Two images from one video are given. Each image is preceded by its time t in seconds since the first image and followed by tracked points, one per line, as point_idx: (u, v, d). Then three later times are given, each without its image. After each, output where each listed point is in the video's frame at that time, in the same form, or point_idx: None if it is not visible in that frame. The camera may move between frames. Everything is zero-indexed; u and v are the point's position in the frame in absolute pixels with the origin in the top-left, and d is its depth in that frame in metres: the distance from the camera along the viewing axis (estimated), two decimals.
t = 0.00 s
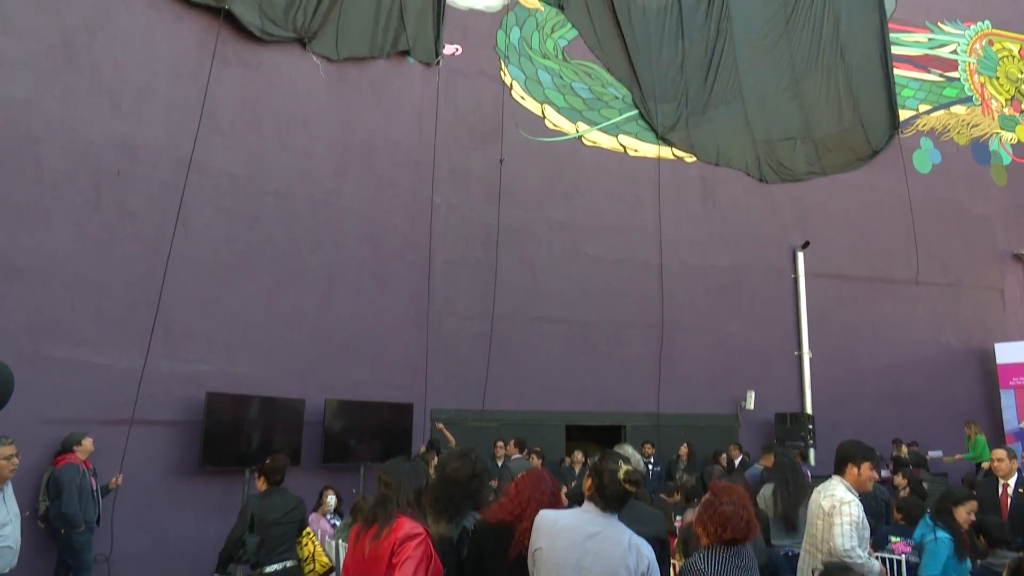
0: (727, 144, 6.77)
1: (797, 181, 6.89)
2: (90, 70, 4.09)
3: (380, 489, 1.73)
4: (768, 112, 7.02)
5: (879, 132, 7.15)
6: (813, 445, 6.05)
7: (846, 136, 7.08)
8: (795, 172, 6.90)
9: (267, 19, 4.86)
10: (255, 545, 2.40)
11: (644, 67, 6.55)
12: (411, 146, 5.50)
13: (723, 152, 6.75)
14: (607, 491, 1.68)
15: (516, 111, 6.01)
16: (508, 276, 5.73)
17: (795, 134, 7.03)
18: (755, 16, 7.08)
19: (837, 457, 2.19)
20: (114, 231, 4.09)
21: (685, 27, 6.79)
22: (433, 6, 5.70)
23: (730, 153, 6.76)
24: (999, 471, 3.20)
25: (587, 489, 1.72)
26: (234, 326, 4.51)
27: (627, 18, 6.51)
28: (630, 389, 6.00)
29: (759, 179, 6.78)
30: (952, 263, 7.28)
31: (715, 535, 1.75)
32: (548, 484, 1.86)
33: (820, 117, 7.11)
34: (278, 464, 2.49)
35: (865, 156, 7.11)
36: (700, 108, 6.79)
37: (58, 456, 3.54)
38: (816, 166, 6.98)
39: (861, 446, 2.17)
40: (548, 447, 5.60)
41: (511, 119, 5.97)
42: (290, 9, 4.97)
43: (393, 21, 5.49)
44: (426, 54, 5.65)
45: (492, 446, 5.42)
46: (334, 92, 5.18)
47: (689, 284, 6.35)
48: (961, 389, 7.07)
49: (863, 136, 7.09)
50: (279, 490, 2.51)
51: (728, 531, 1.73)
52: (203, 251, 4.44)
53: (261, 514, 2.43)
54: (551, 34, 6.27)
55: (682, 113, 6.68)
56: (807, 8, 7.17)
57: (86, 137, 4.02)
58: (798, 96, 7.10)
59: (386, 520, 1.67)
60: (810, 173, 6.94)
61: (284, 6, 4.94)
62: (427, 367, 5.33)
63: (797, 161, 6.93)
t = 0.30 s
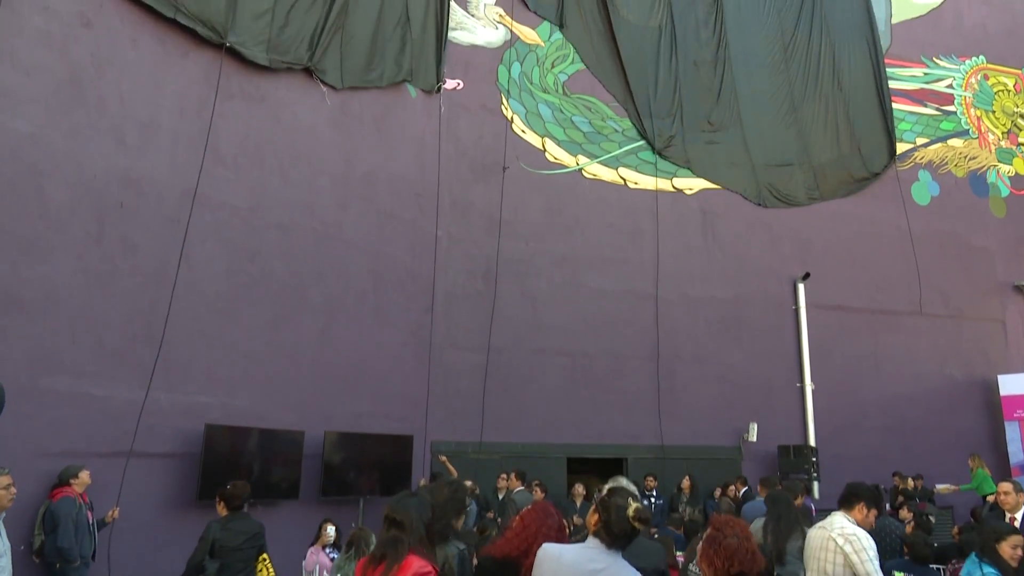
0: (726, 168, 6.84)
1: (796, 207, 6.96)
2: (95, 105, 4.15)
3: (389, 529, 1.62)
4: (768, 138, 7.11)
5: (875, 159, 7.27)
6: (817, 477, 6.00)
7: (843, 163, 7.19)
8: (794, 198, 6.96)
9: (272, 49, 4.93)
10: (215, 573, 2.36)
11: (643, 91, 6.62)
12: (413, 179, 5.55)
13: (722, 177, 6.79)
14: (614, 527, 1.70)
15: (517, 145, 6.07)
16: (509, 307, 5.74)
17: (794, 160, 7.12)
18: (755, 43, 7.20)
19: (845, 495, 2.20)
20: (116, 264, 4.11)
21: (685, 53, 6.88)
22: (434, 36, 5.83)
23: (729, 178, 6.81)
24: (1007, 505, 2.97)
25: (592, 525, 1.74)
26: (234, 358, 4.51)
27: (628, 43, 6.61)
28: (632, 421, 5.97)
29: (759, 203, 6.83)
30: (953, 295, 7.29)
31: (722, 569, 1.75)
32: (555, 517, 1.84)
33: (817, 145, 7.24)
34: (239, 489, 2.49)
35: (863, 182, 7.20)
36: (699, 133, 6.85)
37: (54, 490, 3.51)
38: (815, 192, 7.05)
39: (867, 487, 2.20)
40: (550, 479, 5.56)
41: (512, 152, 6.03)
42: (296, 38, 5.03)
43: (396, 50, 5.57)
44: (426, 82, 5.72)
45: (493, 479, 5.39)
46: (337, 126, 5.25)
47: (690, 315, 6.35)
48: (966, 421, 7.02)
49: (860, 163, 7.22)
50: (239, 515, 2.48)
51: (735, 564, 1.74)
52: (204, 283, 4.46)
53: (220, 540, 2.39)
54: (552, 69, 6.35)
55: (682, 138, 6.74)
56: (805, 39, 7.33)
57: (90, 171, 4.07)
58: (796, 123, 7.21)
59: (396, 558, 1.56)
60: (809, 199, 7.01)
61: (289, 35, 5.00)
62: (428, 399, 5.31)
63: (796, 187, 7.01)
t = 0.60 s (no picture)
0: (726, 174, 6.94)
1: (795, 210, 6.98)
2: (100, 128, 4.19)
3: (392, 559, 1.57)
4: (766, 144, 7.20)
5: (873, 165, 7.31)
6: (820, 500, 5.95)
7: (841, 167, 7.22)
8: (793, 201, 6.99)
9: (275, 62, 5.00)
10: None
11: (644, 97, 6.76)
12: (414, 201, 5.57)
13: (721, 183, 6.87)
14: (616, 553, 1.77)
15: (519, 166, 6.09)
16: (510, 328, 5.73)
17: (792, 162, 7.18)
18: (752, 48, 7.30)
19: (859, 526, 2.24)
20: (118, 285, 4.13)
21: (683, 58, 7.02)
22: (440, 46, 5.89)
23: (730, 182, 6.92)
24: (1014, 529, 2.83)
25: (596, 552, 1.81)
26: (235, 380, 4.50)
27: (628, 47, 6.74)
28: (634, 442, 5.94)
29: (759, 207, 6.90)
30: (955, 315, 7.28)
31: None
32: (548, 536, 1.84)
33: (815, 147, 7.28)
34: (206, 527, 2.58)
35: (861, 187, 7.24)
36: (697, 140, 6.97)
37: (52, 513, 3.50)
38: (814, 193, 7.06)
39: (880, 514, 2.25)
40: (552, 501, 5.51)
41: (514, 173, 6.05)
42: (300, 50, 5.10)
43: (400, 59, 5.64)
44: (430, 94, 5.78)
45: (495, 501, 5.37)
46: (339, 148, 5.29)
47: (691, 336, 6.34)
48: (970, 443, 6.97)
49: (857, 167, 7.26)
50: (209, 545, 2.59)
51: None
52: (206, 304, 4.47)
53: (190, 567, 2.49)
54: (553, 91, 6.40)
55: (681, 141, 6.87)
56: (802, 43, 7.39)
57: (94, 193, 4.09)
58: (794, 126, 7.27)
59: None
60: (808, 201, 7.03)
61: (293, 48, 5.07)
62: (428, 420, 5.29)
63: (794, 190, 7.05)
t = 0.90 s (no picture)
0: (725, 178, 6.98)
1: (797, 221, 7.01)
2: (105, 152, 4.27)
3: None
4: (767, 148, 7.21)
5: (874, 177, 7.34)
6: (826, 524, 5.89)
7: (842, 173, 7.23)
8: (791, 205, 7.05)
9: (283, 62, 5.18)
10: None
11: (643, 100, 6.82)
12: (417, 223, 5.59)
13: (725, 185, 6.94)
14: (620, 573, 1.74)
15: (522, 189, 6.11)
16: (513, 350, 5.72)
17: (791, 168, 7.19)
18: (753, 54, 7.32)
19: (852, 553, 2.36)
20: (121, 307, 4.16)
21: (683, 63, 7.07)
22: (448, 44, 6.03)
23: (730, 186, 6.96)
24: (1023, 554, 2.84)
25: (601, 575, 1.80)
26: (237, 402, 4.50)
27: (627, 48, 6.82)
28: (637, 466, 5.90)
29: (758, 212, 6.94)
30: (959, 337, 7.25)
31: None
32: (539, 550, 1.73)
33: (814, 152, 7.27)
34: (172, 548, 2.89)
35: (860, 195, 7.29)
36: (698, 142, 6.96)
37: (51, 537, 3.49)
38: (818, 208, 7.11)
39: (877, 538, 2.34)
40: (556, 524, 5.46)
41: (516, 196, 6.07)
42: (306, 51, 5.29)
43: (405, 62, 5.82)
44: (433, 94, 5.91)
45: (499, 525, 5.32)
46: (343, 171, 5.33)
47: (694, 358, 6.32)
48: (976, 466, 6.91)
49: (855, 172, 7.26)
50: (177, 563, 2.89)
51: None
52: (209, 326, 4.48)
53: None
54: (555, 115, 6.43)
55: (681, 143, 6.88)
56: (801, 48, 7.41)
57: (98, 216, 4.16)
58: (793, 131, 7.28)
59: None
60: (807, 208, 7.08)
61: (299, 50, 5.27)
62: (430, 443, 5.27)
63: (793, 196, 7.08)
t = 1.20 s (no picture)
0: (725, 180, 7.04)
1: (796, 240, 7.02)
2: (109, 173, 4.30)
3: None
4: (765, 151, 7.28)
5: (871, 197, 7.41)
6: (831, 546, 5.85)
7: (841, 179, 7.28)
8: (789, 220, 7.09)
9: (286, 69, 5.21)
10: None
11: (643, 101, 6.88)
12: (418, 244, 5.61)
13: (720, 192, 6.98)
14: None
15: (523, 210, 6.13)
16: (514, 371, 5.69)
17: (787, 172, 7.26)
18: (749, 59, 7.39)
19: None
20: (123, 328, 4.16)
21: (681, 66, 7.16)
22: (448, 49, 6.13)
23: (728, 189, 7.05)
24: None
25: None
26: (237, 424, 4.49)
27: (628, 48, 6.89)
28: (639, 487, 5.86)
29: (757, 214, 7.02)
30: (961, 358, 7.23)
31: None
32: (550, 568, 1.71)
33: (810, 156, 7.32)
34: (135, 561, 3.33)
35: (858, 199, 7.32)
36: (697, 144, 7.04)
37: (48, 561, 3.45)
38: (818, 228, 7.15)
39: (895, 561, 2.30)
40: (559, 547, 5.41)
41: (517, 217, 6.08)
42: (308, 59, 5.34)
43: (405, 68, 5.92)
44: (436, 111, 5.96)
45: (500, 548, 5.25)
46: (345, 192, 5.36)
47: (695, 379, 6.29)
48: (981, 488, 6.85)
49: (850, 177, 7.30)
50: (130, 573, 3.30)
51: None
52: (210, 347, 4.48)
53: None
54: (555, 137, 6.45)
55: (680, 144, 6.95)
56: (796, 54, 7.48)
57: (100, 237, 4.18)
58: (788, 135, 7.35)
59: None
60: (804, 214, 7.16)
61: (301, 58, 5.31)
62: (431, 465, 5.24)
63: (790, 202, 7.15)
